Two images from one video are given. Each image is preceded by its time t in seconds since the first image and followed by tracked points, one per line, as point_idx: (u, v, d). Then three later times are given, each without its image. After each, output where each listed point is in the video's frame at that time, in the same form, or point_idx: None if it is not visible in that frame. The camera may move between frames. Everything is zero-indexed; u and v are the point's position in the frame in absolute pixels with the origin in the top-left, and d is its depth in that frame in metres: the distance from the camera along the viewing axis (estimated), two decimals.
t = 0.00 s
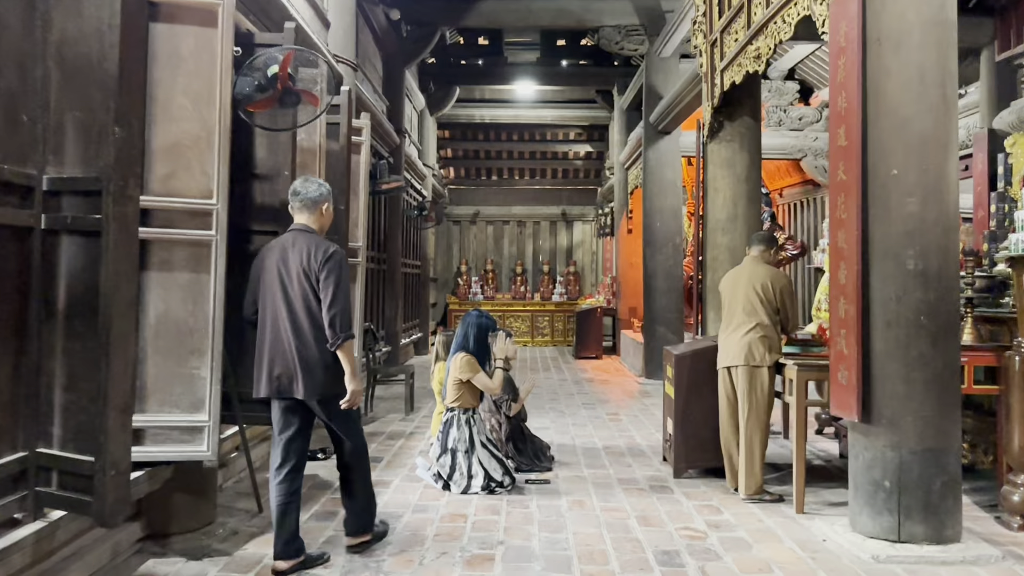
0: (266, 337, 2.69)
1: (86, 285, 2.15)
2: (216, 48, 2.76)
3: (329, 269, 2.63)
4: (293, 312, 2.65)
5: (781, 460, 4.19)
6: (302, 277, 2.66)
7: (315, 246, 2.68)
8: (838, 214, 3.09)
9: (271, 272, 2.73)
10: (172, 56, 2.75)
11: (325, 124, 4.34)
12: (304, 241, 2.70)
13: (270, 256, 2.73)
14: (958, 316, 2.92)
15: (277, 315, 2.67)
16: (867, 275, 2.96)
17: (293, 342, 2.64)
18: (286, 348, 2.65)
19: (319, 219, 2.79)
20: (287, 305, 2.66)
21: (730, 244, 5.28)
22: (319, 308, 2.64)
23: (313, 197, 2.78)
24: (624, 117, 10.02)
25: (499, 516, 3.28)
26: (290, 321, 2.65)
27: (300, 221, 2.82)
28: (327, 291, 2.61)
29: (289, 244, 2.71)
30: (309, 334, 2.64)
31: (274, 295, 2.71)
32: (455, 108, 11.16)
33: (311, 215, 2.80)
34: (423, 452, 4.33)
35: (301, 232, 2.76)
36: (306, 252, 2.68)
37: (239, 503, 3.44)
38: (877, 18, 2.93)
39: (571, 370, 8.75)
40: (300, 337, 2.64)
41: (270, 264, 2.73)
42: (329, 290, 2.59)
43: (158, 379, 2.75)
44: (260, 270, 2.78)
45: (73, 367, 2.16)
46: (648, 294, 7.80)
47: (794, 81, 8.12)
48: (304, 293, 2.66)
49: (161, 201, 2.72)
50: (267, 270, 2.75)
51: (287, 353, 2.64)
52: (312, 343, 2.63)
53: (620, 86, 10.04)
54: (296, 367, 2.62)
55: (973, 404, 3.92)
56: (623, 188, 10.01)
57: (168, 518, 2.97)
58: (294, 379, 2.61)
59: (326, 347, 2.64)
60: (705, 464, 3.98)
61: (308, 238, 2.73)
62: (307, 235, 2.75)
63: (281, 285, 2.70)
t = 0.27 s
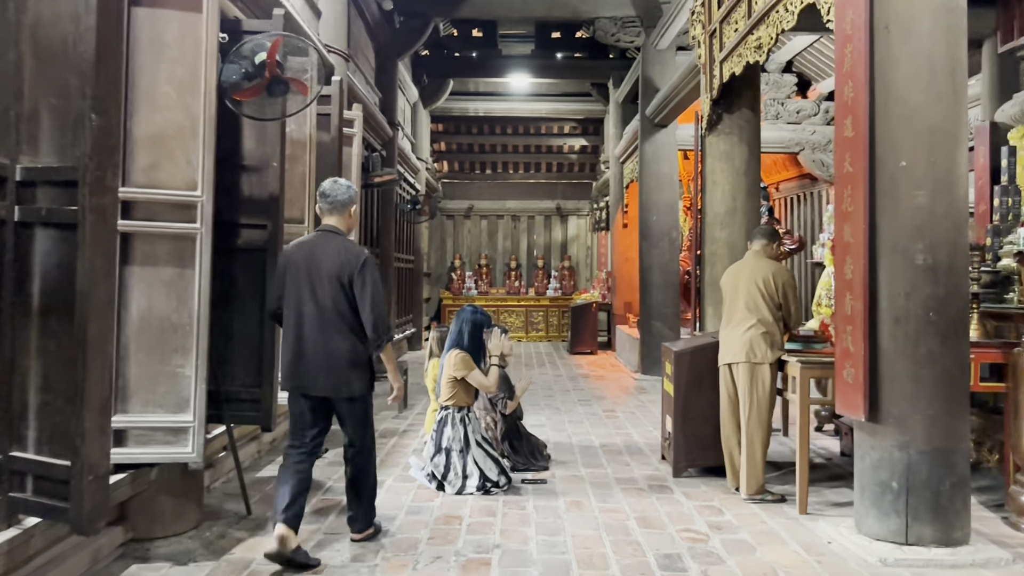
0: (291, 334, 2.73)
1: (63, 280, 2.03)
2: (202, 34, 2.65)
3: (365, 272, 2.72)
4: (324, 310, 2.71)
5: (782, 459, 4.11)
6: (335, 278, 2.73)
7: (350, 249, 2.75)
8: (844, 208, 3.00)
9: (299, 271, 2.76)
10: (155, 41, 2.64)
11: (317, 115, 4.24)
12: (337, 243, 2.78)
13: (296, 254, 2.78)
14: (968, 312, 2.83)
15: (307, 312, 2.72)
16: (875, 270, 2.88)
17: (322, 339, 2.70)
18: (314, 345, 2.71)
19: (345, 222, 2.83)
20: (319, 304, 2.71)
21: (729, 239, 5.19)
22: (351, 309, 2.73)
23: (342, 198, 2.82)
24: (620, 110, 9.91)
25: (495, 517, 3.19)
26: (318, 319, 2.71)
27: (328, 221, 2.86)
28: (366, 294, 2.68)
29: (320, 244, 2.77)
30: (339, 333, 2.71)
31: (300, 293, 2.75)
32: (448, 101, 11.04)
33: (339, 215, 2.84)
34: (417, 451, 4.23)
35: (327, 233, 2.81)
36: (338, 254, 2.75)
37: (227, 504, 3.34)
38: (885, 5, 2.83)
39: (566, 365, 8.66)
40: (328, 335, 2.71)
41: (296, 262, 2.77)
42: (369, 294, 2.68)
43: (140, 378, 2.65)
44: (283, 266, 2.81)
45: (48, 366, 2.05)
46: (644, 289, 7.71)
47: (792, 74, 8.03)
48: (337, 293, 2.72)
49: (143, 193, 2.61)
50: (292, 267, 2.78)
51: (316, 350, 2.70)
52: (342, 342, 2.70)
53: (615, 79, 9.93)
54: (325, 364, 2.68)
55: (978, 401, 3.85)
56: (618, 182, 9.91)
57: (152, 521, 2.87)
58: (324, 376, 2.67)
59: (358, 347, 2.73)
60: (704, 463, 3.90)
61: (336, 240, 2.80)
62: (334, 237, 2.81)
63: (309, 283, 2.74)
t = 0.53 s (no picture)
0: (318, 322, 2.84)
1: (47, 276, 1.94)
2: (194, 21, 2.56)
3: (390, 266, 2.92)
4: (352, 301, 2.85)
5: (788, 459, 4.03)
6: (362, 270, 2.87)
7: (375, 243, 2.92)
8: (856, 201, 2.91)
9: (324, 262, 2.88)
10: (145, 28, 2.54)
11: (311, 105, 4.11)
12: (362, 236, 2.92)
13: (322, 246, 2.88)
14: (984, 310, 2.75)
15: (335, 302, 2.85)
16: (889, 265, 2.79)
17: (350, 328, 2.84)
18: (339, 334, 2.84)
19: (361, 214, 3.00)
20: (348, 295, 2.85)
21: (734, 234, 5.10)
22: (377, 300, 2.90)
23: (359, 192, 3.00)
24: (621, 105, 9.82)
25: (496, 519, 3.11)
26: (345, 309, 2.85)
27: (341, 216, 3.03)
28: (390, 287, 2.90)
29: (347, 237, 2.90)
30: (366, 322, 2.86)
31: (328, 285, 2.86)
32: (448, 95, 10.93)
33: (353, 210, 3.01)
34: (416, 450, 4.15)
35: (347, 226, 2.96)
36: (363, 247, 2.90)
37: (221, 505, 3.26)
38: None
39: (567, 362, 8.58)
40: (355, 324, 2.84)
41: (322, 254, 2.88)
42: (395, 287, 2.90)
43: (130, 377, 2.56)
44: (306, 256, 2.91)
45: (31, 366, 1.96)
46: (645, 285, 7.62)
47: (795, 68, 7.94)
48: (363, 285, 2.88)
49: (133, 185, 2.51)
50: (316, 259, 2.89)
51: (344, 339, 2.82)
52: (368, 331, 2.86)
53: (616, 73, 9.83)
54: (354, 352, 2.82)
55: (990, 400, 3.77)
56: (619, 177, 9.82)
57: (143, 524, 2.78)
58: (354, 363, 2.81)
59: (381, 336, 2.90)
60: (710, 463, 3.82)
61: (358, 233, 2.94)
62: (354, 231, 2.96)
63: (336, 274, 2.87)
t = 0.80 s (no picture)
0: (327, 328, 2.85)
1: (29, 273, 1.86)
2: (186, 11, 2.48)
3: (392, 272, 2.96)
4: (360, 306, 2.87)
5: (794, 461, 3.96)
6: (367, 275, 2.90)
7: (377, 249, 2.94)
8: (867, 198, 2.84)
9: (331, 269, 2.88)
10: (136, 19, 2.46)
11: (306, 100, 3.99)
12: (363, 242, 2.94)
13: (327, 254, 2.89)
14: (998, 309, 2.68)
15: (343, 309, 2.86)
16: (900, 264, 2.72)
17: (358, 334, 2.85)
18: (349, 340, 2.85)
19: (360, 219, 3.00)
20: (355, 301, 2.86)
21: (737, 232, 5.02)
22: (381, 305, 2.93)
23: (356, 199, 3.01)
24: (622, 102, 9.74)
25: (497, 524, 3.04)
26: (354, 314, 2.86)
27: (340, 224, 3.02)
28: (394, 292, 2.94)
29: (350, 245, 2.91)
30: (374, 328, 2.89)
31: (336, 292, 2.87)
32: (447, 93, 10.85)
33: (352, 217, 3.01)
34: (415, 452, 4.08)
35: (347, 232, 2.96)
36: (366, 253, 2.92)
37: (215, 509, 3.18)
38: None
39: (567, 362, 8.51)
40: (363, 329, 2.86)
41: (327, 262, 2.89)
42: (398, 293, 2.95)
43: (120, 378, 2.48)
44: (311, 263, 2.90)
45: (14, 368, 1.88)
46: (647, 284, 7.55)
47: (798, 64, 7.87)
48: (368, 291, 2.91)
49: (123, 180, 2.44)
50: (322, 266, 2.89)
51: (354, 344, 2.84)
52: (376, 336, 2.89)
53: (617, 70, 9.75)
54: (364, 356, 2.83)
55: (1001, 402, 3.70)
56: (620, 175, 9.74)
57: (134, 529, 2.71)
58: (366, 367, 2.83)
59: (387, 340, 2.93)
60: (714, 465, 3.75)
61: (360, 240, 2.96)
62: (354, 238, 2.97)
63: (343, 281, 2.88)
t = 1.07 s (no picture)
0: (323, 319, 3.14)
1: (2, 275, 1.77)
2: (173, 3, 2.39)
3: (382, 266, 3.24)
4: (353, 300, 3.17)
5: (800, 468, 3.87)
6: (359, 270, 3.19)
7: (369, 245, 3.23)
8: (876, 197, 2.76)
9: (326, 264, 3.18)
10: (122, 12, 2.38)
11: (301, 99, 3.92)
12: (358, 240, 3.23)
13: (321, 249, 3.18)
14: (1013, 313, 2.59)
15: (338, 302, 3.14)
16: (912, 266, 2.63)
17: (353, 324, 3.15)
18: (344, 330, 3.13)
19: (359, 218, 3.29)
20: (350, 294, 3.15)
21: (741, 234, 4.93)
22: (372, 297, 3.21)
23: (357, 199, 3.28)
24: (624, 103, 9.65)
25: (495, 533, 2.95)
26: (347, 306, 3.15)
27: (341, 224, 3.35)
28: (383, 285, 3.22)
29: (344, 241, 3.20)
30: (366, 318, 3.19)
31: (331, 286, 3.16)
32: (448, 93, 10.77)
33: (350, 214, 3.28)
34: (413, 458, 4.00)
35: (346, 230, 3.26)
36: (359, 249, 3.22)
37: (206, 517, 3.10)
38: None
39: (568, 365, 8.43)
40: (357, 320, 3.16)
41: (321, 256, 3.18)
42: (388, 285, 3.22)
43: (105, 383, 2.40)
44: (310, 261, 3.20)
45: None
46: (649, 286, 7.46)
47: (802, 64, 7.78)
48: (361, 285, 3.20)
49: (108, 179, 2.35)
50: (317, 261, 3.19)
51: (349, 334, 3.13)
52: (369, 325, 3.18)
53: (619, 71, 9.67)
54: (358, 345, 3.13)
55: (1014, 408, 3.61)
56: (621, 177, 9.65)
57: (121, 539, 2.61)
58: (362, 356, 3.12)
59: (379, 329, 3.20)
60: (718, 472, 3.66)
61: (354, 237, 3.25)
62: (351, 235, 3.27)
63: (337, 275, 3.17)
